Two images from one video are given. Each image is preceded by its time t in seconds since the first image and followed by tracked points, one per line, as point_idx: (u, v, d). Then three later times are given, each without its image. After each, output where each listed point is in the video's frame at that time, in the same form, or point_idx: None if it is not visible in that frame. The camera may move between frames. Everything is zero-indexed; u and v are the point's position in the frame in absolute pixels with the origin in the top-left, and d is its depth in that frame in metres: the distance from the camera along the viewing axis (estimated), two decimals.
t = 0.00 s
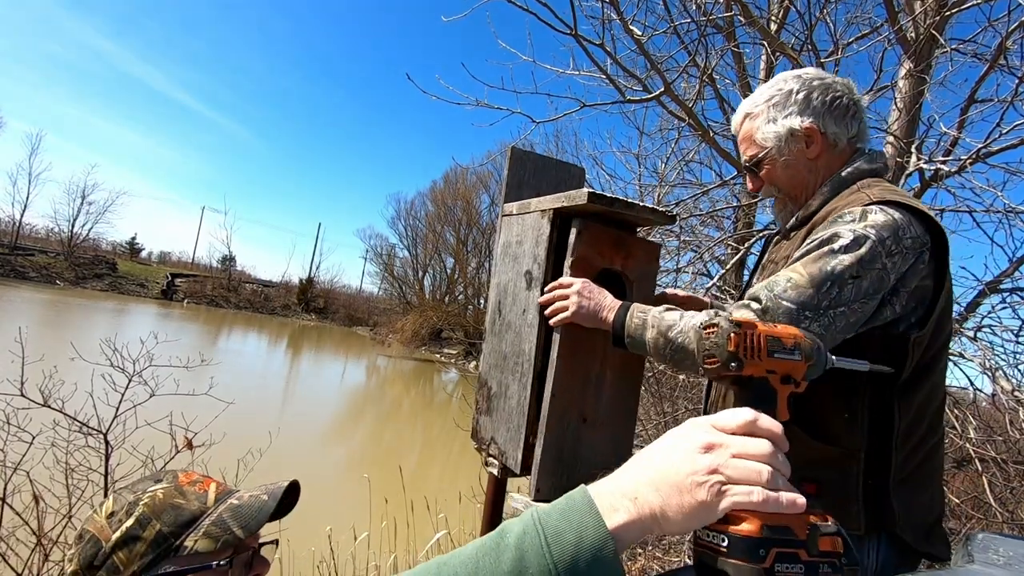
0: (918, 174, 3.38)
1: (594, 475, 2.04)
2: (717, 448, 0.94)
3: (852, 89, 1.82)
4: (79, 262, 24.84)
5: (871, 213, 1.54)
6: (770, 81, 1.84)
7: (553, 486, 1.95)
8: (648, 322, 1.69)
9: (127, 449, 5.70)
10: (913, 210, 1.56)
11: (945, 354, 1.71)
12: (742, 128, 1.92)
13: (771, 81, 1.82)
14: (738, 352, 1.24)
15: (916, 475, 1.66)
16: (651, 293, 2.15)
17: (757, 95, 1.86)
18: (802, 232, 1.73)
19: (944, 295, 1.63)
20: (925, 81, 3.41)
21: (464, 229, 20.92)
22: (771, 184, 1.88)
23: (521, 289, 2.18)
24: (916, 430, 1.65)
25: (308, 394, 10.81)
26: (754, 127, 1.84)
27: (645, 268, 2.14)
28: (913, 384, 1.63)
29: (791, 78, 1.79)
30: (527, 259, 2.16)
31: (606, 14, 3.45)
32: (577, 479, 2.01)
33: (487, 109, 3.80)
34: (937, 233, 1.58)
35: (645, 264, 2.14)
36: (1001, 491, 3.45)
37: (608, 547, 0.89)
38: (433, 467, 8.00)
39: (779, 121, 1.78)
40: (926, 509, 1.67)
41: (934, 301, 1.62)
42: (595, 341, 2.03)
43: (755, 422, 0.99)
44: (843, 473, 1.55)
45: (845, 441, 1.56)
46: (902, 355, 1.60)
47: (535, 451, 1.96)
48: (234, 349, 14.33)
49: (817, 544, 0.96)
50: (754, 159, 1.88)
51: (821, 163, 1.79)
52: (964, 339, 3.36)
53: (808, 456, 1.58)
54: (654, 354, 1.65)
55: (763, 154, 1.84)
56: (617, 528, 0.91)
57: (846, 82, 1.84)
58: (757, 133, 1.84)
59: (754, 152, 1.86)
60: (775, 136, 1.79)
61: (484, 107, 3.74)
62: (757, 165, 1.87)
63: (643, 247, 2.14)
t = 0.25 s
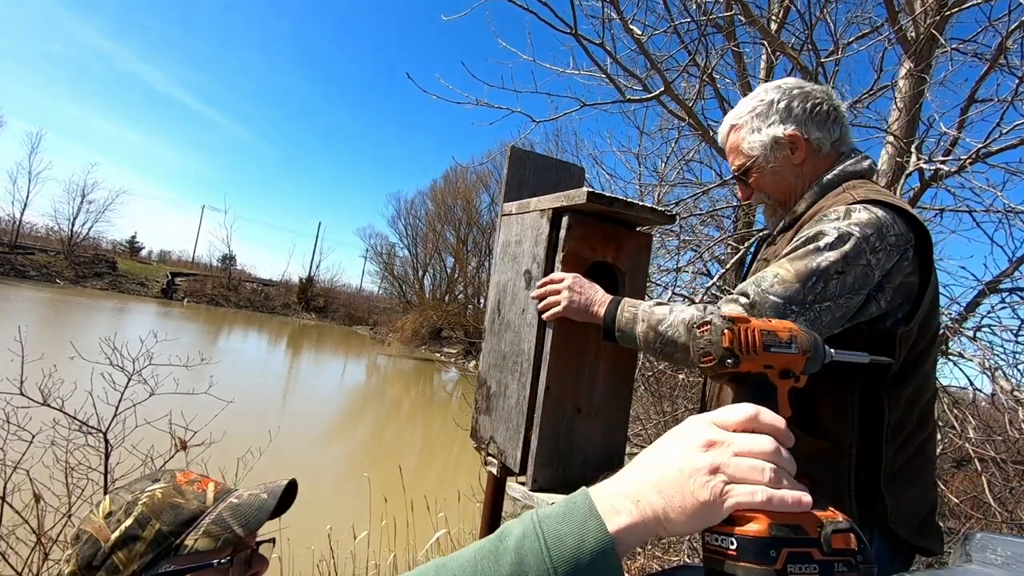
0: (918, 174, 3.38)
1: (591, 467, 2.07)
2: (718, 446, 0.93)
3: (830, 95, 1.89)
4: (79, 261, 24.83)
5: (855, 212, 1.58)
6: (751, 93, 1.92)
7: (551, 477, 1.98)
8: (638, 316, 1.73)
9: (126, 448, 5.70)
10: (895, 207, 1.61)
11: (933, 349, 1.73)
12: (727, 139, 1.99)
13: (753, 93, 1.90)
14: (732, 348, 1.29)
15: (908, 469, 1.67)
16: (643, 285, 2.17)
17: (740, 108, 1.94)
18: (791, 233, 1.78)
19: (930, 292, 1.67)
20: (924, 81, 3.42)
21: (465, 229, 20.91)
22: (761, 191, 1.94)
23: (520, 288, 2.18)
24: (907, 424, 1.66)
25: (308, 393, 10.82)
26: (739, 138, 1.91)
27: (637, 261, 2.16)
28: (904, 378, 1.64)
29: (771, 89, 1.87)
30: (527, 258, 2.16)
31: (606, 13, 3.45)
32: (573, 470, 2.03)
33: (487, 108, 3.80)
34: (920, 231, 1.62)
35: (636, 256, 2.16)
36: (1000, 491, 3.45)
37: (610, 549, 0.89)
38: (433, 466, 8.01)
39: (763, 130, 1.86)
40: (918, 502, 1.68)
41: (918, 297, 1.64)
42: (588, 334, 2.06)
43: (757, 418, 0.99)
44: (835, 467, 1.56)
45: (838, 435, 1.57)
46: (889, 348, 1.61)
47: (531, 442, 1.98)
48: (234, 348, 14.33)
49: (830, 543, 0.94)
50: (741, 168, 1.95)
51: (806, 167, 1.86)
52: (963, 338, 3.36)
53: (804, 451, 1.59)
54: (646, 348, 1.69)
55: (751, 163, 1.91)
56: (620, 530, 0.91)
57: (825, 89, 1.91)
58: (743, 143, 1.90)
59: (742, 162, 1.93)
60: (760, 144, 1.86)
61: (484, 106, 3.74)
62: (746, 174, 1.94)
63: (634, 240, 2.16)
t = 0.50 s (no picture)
0: (918, 173, 3.38)
1: (589, 463, 2.08)
2: (732, 456, 0.93)
3: (812, 99, 1.91)
4: (79, 261, 24.82)
5: (839, 210, 1.60)
6: (736, 101, 1.95)
7: (550, 473, 2.00)
8: (631, 316, 1.76)
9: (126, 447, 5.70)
10: (879, 205, 1.63)
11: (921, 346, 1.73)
12: (715, 147, 2.01)
13: (737, 101, 1.93)
14: (765, 355, 1.21)
15: (898, 464, 1.67)
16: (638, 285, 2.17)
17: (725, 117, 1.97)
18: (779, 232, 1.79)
19: (918, 287, 1.67)
20: (924, 81, 3.42)
21: (465, 228, 20.91)
22: (751, 196, 1.96)
23: (520, 288, 2.19)
24: (895, 419, 1.66)
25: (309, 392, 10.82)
26: (726, 146, 1.94)
27: (632, 259, 2.17)
28: (898, 369, 1.63)
29: (754, 97, 1.90)
30: (527, 257, 2.16)
31: (606, 12, 3.45)
32: (572, 466, 2.05)
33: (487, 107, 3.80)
34: (904, 228, 1.63)
35: (631, 255, 2.17)
36: (1000, 490, 3.46)
37: (613, 551, 0.89)
38: (433, 465, 8.01)
39: (748, 137, 1.88)
40: (907, 496, 1.68)
41: (905, 293, 1.64)
42: (582, 335, 2.06)
43: (775, 430, 0.97)
44: (827, 461, 1.54)
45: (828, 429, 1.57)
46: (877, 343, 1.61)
47: (530, 440, 2.00)
48: (234, 347, 14.33)
49: (837, 563, 1.01)
50: (729, 174, 1.97)
51: (793, 171, 1.88)
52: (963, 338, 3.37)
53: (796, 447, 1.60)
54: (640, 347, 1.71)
55: (739, 170, 1.93)
56: (623, 531, 0.91)
57: (806, 93, 1.93)
58: (730, 150, 1.93)
59: (731, 169, 1.96)
60: (747, 150, 1.88)
61: (484, 106, 3.74)
62: (734, 180, 1.96)
63: (629, 239, 2.16)
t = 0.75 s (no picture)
0: (919, 172, 3.38)
1: (581, 459, 2.07)
2: (730, 450, 0.92)
3: (806, 99, 1.91)
4: (79, 260, 24.81)
5: (834, 212, 1.60)
6: (732, 103, 1.95)
7: (542, 466, 2.00)
8: (631, 313, 1.76)
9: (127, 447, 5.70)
10: (874, 207, 1.62)
11: (917, 345, 1.73)
12: (710, 149, 2.01)
13: (732, 104, 1.93)
14: (754, 352, 1.21)
15: (897, 462, 1.67)
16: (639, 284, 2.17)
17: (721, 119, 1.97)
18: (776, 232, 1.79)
19: (914, 287, 1.67)
20: (924, 80, 3.42)
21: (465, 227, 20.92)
22: (748, 198, 1.95)
23: (521, 286, 2.18)
24: (892, 417, 1.66)
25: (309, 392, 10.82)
26: (722, 147, 1.94)
27: (633, 258, 2.16)
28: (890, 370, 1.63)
29: (749, 99, 1.90)
30: (527, 256, 2.16)
31: (606, 11, 3.44)
32: (564, 460, 2.04)
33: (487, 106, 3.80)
34: (899, 229, 1.63)
35: (632, 253, 2.16)
36: (1000, 489, 3.46)
37: (613, 550, 0.89)
38: (433, 465, 8.01)
39: (744, 138, 1.88)
40: (907, 494, 1.68)
41: (900, 293, 1.63)
42: (581, 328, 2.06)
43: (766, 419, 0.97)
44: (824, 459, 1.55)
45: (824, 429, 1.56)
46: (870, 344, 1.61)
47: (525, 432, 2.00)
48: (235, 347, 14.33)
49: (838, 554, 0.98)
50: (725, 175, 1.97)
51: (789, 172, 1.87)
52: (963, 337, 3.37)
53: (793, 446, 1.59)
54: (637, 344, 1.72)
55: (734, 171, 1.93)
56: (624, 530, 0.91)
57: (800, 95, 1.94)
58: (726, 151, 1.93)
59: (726, 170, 1.95)
60: (743, 151, 1.88)
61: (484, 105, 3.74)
62: (730, 181, 1.96)
63: (630, 237, 2.16)
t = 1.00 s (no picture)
0: (918, 172, 3.38)
1: (583, 458, 2.07)
2: (734, 452, 0.92)
3: (809, 99, 1.91)
4: (79, 260, 24.81)
5: (834, 211, 1.60)
6: (734, 101, 1.94)
7: (541, 465, 1.99)
8: (630, 312, 1.76)
9: (127, 446, 5.70)
10: (874, 205, 1.62)
11: (917, 343, 1.73)
12: (712, 146, 2.01)
13: (735, 101, 1.93)
14: (766, 351, 1.21)
15: (896, 461, 1.67)
16: (639, 283, 2.16)
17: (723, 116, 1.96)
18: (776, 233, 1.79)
19: (914, 286, 1.66)
20: (924, 79, 3.42)
21: (465, 226, 20.92)
22: (748, 196, 1.95)
23: (521, 285, 2.18)
24: (891, 416, 1.66)
25: (308, 391, 10.82)
26: (723, 144, 1.94)
27: (633, 256, 2.15)
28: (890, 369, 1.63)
29: (751, 97, 1.90)
30: (527, 256, 2.16)
31: (606, 11, 3.44)
32: (564, 459, 2.04)
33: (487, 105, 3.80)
34: (899, 228, 1.62)
35: (633, 252, 2.15)
36: (1000, 489, 3.46)
37: (617, 553, 0.89)
38: (433, 464, 8.01)
39: (745, 136, 1.88)
40: (907, 492, 1.68)
41: (900, 292, 1.63)
42: (581, 330, 2.06)
43: (770, 422, 0.97)
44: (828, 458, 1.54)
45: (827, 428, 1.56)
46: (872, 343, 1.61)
47: (525, 430, 2.00)
48: (234, 346, 14.34)
49: (841, 556, 0.97)
50: (726, 172, 1.96)
51: (789, 171, 1.87)
52: (963, 336, 3.36)
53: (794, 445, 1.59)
54: (637, 344, 1.72)
55: (735, 168, 1.92)
56: (628, 532, 0.91)
57: (802, 94, 1.93)
58: (728, 147, 1.92)
59: (727, 167, 1.95)
60: (744, 149, 1.88)
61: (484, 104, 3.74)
62: (731, 179, 1.95)
63: (631, 235, 2.15)
